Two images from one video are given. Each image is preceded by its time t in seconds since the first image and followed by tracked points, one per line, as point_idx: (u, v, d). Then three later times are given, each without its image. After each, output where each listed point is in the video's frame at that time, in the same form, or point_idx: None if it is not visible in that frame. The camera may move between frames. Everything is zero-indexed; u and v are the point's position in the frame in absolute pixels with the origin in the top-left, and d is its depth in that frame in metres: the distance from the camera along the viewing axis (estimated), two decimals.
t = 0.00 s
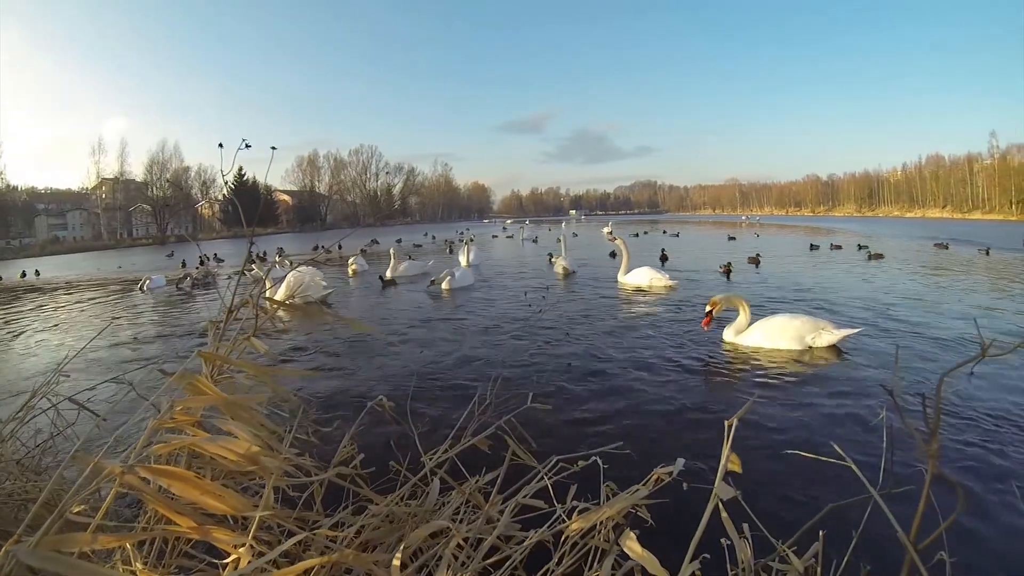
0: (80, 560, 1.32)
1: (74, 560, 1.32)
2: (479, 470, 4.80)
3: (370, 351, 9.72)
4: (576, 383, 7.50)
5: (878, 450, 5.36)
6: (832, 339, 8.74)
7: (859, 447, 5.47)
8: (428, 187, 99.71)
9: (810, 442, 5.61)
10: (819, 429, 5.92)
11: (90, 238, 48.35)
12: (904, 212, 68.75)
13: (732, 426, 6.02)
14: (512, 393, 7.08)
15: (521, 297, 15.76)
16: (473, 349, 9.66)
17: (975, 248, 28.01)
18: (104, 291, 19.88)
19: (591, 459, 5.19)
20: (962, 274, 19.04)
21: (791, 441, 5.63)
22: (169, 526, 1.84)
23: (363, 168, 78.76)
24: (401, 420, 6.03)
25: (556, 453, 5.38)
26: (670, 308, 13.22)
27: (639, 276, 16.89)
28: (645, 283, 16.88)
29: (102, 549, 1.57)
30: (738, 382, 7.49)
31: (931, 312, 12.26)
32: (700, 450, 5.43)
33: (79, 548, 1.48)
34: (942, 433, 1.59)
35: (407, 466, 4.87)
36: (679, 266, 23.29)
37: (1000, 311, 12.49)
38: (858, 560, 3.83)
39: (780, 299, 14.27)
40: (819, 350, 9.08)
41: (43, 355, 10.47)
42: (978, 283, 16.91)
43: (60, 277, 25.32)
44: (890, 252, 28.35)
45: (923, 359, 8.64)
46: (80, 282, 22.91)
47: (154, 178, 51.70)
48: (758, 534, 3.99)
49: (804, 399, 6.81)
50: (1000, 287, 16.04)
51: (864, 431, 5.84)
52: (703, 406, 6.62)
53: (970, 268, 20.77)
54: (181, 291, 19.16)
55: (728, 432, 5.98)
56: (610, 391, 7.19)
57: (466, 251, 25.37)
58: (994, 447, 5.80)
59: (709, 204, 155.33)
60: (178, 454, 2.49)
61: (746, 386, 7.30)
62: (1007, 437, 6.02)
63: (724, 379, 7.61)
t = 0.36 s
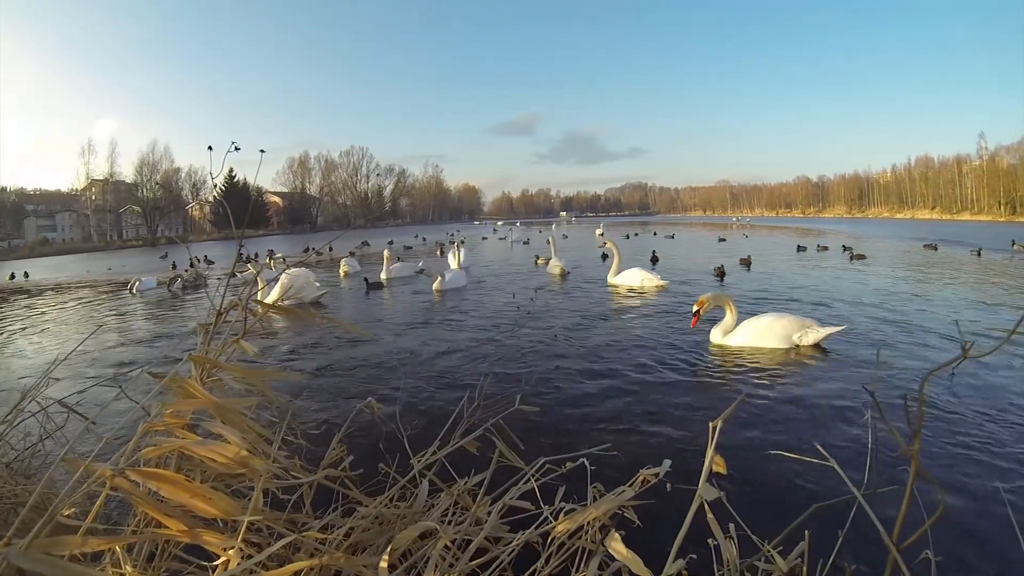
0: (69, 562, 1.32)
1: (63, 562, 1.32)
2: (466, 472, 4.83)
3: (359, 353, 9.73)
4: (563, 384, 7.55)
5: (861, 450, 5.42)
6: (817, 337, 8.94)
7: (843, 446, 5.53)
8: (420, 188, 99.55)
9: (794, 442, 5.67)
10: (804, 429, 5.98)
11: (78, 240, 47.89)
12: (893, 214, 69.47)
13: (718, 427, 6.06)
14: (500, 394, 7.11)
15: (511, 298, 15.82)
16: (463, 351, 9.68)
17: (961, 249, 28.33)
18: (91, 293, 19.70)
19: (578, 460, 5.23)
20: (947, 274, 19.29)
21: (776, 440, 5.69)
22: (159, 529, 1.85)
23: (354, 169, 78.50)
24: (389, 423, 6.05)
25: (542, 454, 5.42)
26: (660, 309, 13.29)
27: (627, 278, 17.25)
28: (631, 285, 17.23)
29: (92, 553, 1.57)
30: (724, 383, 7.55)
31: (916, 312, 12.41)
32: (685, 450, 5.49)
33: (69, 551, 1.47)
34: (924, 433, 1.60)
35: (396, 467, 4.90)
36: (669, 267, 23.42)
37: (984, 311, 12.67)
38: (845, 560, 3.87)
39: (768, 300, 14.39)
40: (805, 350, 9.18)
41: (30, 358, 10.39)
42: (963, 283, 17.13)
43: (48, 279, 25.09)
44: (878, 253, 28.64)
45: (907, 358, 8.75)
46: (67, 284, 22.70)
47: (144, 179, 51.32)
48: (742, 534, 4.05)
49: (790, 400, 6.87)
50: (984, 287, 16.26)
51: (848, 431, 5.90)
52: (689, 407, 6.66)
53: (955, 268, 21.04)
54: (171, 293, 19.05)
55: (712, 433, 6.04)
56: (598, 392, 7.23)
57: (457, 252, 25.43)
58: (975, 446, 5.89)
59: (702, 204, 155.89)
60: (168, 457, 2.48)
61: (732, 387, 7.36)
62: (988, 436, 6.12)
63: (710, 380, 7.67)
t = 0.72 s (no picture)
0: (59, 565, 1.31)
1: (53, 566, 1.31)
2: (458, 473, 4.86)
3: (350, 355, 9.71)
4: (554, 384, 7.58)
5: (849, 447, 5.48)
6: (805, 334, 9.20)
7: (830, 443, 5.58)
8: (413, 190, 99.58)
9: (782, 439, 5.72)
10: (792, 427, 6.04)
11: (67, 244, 47.54)
12: (883, 213, 70.02)
13: (707, 426, 6.11)
14: (490, 395, 7.13)
15: (502, 299, 15.86)
16: (455, 352, 9.70)
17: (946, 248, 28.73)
18: (79, 297, 19.51)
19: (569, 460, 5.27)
20: (933, 272, 19.56)
21: (764, 438, 5.74)
22: (150, 532, 1.83)
23: (346, 170, 78.29)
24: (381, 425, 6.06)
25: (533, 455, 5.45)
26: (650, 309, 13.36)
27: (614, 278, 17.59)
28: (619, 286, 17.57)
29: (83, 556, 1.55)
30: (714, 382, 7.60)
31: (902, 310, 12.56)
32: (674, 449, 5.52)
33: (59, 555, 1.46)
34: (910, 429, 1.59)
35: (387, 469, 4.91)
36: (659, 267, 23.56)
37: (969, 308, 12.86)
38: (835, 557, 3.90)
39: (757, 299, 14.50)
40: (793, 349, 9.26)
41: (17, 363, 10.29)
42: (949, 281, 17.38)
43: (35, 283, 24.83)
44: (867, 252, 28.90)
45: (893, 356, 8.85)
46: (55, 288, 22.50)
47: (134, 181, 50.98)
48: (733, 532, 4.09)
49: (778, 398, 6.93)
50: (969, 285, 16.52)
51: (836, 428, 5.97)
52: (678, 406, 6.71)
53: (940, 266, 21.34)
54: (160, 297, 18.93)
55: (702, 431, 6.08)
56: (588, 392, 7.27)
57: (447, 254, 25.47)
58: (961, 442, 5.97)
59: (695, 204, 156.56)
60: (158, 459, 2.47)
61: (720, 386, 7.42)
62: (972, 432, 6.21)
63: (700, 380, 7.72)
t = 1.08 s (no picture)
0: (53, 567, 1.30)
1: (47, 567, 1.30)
2: (449, 471, 4.87)
3: (341, 354, 9.69)
4: (545, 382, 7.61)
5: (837, 442, 5.54)
6: (794, 328, 9.47)
7: (818, 438, 5.64)
8: (404, 190, 99.21)
9: (772, 435, 5.77)
10: (781, 422, 6.08)
11: (55, 245, 47.08)
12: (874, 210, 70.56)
13: (697, 422, 6.15)
14: (481, 393, 7.15)
15: (494, 298, 15.88)
16: (447, 350, 9.71)
17: (932, 245, 29.09)
18: (68, 298, 19.35)
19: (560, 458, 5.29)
20: (919, 269, 19.81)
21: (753, 434, 5.79)
22: (142, 533, 1.82)
23: (338, 170, 78.04)
24: (372, 424, 6.06)
25: (525, 453, 5.48)
26: (641, 307, 13.42)
27: (608, 273, 17.69)
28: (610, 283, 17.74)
29: (75, 557, 1.54)
30: (704, 379, 7.65)
31: (891, 307, 12.69)
32: (664, 446, 5.56)
33: (51, 557, 1.45)
34: (899, 423, 1.55)
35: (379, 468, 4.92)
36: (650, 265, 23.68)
37: (956, 304, 13.03)
38: (826, 552, 3.93)
39: (748, 296, 14.58)
40: (782, 346, 9.35)
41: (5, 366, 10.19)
42: (935, 277, 17.62)
43: (24, 284, 24.60)
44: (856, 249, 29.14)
45: (880, 351, 8.95)
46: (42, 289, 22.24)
47: (124, 181, 50.63)
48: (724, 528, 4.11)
49: (767, 394, 6.99)
50: (955, 281, 16.75)
51: (824, 424, 6.02)
52: (669, 403, 6.75)
53: (927, 263, 21.62)
54: (150, 297, 18.80)
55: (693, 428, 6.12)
56: (579, 389, 7.30)
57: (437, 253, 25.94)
58: (947, 437, 6.05)
59: (688, 203, 157.04)
60: (149, 460, 2.45)
61: (710, 382, 7.47)
62: (960, 426, 6.29)
63: (690, 377, 7.77)
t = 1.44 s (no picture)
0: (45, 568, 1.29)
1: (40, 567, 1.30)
2: (443, 471, 4.89)
3: (337, 353, 9.69)
4: (540, 382, 7.63)
5: (829, 441, 5.57)
6: (787, 328, 9.60)
7: (811, 438, 5.67)
8: (399, 190, 99.12)
9: (765, 434, 5.80)
10: (775, 422, 6.11)
11: (49, 245, 46.85)
12: (869, 211, 70.82)
13: (690, 421, 6.19)
14: (475, 394, 7.15)
15: (490, 298, 15.90)
16: (442, 350, 9.72)
17: (925, 245, 29.26)
18: (62, 299, 19.29)
19: (553, 457, 5.32)
20: (912, 269, 19.92)
21: (747, 434, 5.81)
22: (135, 533, 1.81)
23: (334, 170, 77.99)
24: (366, 424, 6.06)
25: (518, 452, 5.51)
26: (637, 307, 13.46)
27: (604, 273, 17.79)
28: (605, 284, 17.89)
29: (67, 558, 1.53)
30: (697, 378, 7.69)
31: (885, 306, 12.76)
32: (658, 446, 5.58)
33: (43, 557, 1.43)
34: (889, 422, 1.53)
35: (373, 468, 4.94)
36: (645, 266, 23.73)
37: (949, 304, 13.10)
38: (819, 552, 3.94)
39: (743, 297, 14.63)
40: (776, 345, 9.39)
41: None
42: (928, 277, 17.73)
43: (17, 285, 24.50)
44: (851, 249, 29.25)
45: (873, 350, 9.00)
46: (35, 290, 22.15)
47: (118, 182, 50.47)
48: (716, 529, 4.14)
49: (760, 393, 7.03)
50: (947, 281, 16.86)
51: (817, 423, 6.05)
52: (662, 403, 6.78)
53: (920, 263, 21.74)
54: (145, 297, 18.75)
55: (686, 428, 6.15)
56: (574, 389, 7.31)
57: (433, 254, 26.10)
58: (940, 436, 6.08)
59: (684, 203, 157.40)
60: (142, 459, 2.43)
61: (704, 382, 7.49)
62: (951, 425, 6.33)
63: (684, 376, 7.80)
